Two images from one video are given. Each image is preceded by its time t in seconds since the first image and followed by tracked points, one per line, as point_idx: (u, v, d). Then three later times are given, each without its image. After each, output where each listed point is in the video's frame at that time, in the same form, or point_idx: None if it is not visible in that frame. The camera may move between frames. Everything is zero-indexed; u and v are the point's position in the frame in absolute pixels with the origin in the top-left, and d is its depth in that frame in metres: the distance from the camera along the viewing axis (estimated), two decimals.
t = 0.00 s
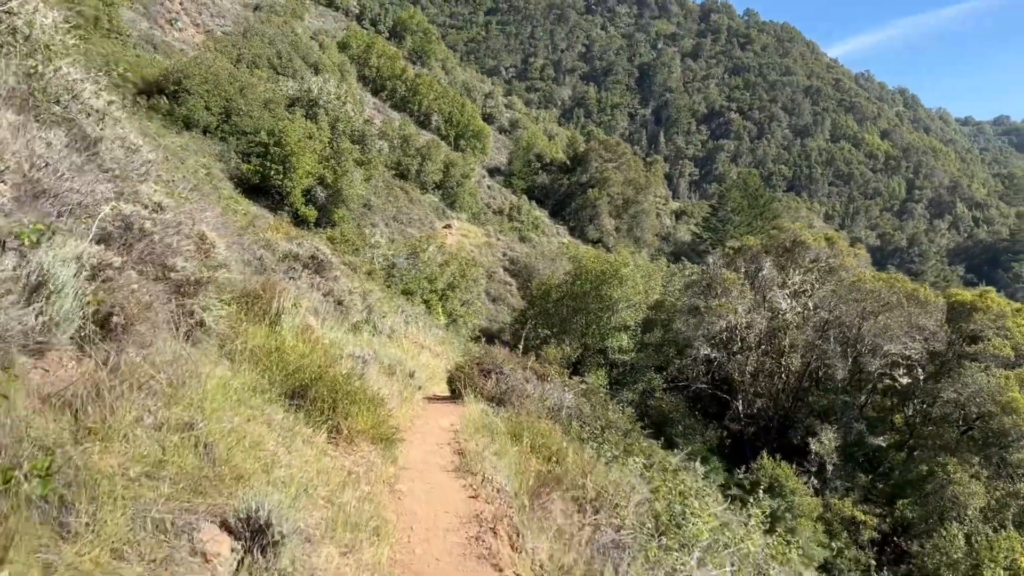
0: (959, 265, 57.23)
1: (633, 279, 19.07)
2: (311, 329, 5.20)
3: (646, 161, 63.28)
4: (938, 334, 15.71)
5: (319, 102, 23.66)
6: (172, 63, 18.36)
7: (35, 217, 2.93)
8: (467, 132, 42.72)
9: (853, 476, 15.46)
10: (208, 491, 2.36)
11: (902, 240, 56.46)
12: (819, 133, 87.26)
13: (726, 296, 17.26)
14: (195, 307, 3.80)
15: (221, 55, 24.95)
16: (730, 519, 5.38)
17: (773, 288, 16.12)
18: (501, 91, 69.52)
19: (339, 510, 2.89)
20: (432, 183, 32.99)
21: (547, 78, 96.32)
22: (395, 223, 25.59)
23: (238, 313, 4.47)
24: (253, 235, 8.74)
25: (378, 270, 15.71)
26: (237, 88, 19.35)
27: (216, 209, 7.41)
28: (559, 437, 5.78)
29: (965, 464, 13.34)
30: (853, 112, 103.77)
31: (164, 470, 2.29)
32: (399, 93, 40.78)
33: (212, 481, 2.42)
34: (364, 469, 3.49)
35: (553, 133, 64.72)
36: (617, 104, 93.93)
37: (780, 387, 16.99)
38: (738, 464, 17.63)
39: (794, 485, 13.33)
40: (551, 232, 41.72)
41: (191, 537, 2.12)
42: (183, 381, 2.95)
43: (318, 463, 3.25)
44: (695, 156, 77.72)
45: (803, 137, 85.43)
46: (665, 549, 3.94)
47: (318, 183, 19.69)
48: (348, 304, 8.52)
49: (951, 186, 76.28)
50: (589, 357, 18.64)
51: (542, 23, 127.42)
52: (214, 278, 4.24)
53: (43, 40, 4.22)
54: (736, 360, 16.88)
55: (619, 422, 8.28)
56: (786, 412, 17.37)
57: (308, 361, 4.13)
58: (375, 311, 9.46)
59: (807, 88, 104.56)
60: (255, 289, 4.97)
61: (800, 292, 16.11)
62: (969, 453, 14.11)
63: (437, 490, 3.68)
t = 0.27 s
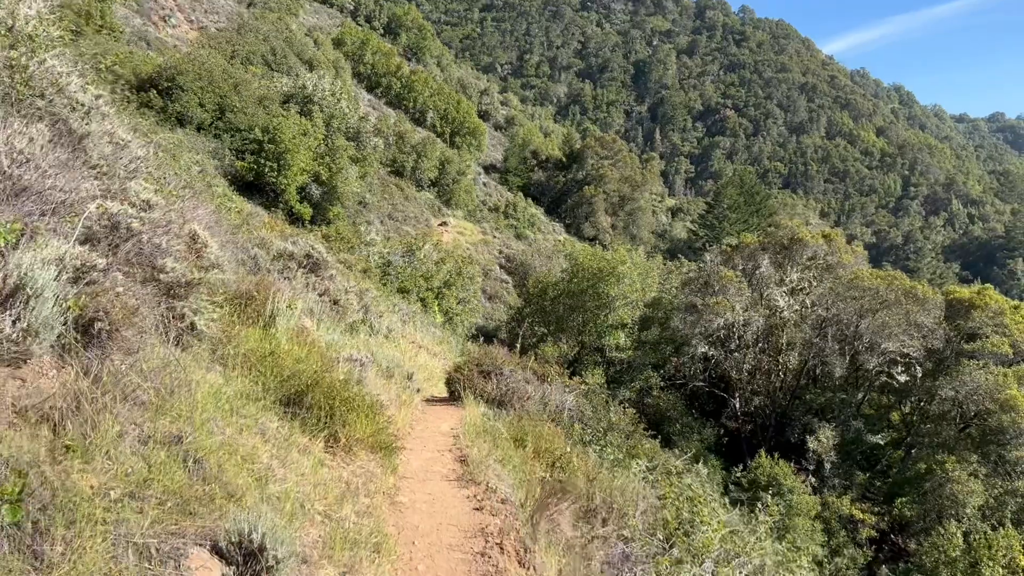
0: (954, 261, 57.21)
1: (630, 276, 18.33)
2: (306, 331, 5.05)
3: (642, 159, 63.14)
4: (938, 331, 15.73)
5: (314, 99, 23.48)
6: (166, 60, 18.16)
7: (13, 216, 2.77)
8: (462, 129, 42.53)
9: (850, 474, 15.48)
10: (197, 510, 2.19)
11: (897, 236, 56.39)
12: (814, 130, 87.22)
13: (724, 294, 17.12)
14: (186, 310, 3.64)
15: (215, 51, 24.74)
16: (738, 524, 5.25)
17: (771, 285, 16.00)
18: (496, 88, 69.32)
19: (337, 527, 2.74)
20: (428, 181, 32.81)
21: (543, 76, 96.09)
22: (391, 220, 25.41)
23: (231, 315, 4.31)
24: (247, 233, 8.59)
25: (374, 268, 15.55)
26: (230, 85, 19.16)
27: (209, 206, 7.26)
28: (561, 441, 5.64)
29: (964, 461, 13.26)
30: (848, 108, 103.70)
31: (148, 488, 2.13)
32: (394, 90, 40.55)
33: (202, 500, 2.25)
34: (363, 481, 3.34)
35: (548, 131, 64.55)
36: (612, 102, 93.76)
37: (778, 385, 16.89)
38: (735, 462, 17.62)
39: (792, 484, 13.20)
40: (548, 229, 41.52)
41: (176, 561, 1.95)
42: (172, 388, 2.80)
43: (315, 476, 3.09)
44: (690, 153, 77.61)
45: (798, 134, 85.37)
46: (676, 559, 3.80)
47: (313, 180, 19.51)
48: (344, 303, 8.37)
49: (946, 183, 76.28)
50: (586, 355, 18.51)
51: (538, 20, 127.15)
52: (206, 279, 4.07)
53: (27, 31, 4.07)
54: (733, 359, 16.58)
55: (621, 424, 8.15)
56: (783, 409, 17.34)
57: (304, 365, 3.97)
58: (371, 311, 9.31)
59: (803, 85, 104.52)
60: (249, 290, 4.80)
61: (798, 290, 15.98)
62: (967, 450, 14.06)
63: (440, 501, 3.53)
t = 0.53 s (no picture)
0: (951, 258, 57.21)
1: (629, 273, 18.19)
2: (302, 330, 4.89)
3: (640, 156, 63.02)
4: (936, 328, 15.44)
5: (311, 95, 23.31)
6: (162, 56, 17.98)
7: None
8: (460, 126, 42.36)
9: (849, 472, 15.40)
10: (180, 524, 2.04)
11: (895, 233, 56.38)
12: (812, 127, 87.12)
13: (724, 291, 16.98)
14: (175, 307, 3.48)
15: (211, 48, 24.55)
16: (744, 526, 5.13)
17: (770, 283, 15.87)
18: (493, 85, 69.12)
19: (332, 537, 2.59)
20: (425, 178, 32.65)
21: (541, 73, 95.87)
22: (389, 218, 25.26)
23: (223, 313, 4.15)
24: (242, 229, 8.43)
25: (372, 266, 15.41)
26: (227, 81, 18.99)
27: (202, 201, 7.11)
28: (564, 442, 5.50)
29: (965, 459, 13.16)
30: (846, 105, 103.57)
31: (127, 499, 1.97)
32: (392, 87, 40.35)
33: (186, 513, 2.09)
34: (359, 487, 3.19)
35: (546, 128, 64.38)
36: (610, 99, 93.60)
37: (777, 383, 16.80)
38: (734, 460, 17.52)
39: (793, 481, 13.05)
40: (546, 226, 41.38)
41: None
42: (157, 392, 2.65)
43: (310, 483, 2.94)
44: (688, 151, 77.47)
45: (796, 131, 85.29)
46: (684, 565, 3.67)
47: (310, 177, 19.34)
48: (341, 301, 8.25)
49: (944, 180, 76.25)
50: (585, 353, 18.39)
51: (535, 17, 126.81)
52: (196, 275, 3.89)
53: (11, 15, 3.87)
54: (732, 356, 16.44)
55: (624, 423, 8.02)
56: (782, 407, 17.26)
57: (298, 365, 3.82)
58: (368, 308, 9.17)
59: (800, 82, 104.41)
60: (242, 287, 4.64)
61: (798, 287, 15.85)
62: (966, 447, 14.02)
63: (440, 508, 3.39)
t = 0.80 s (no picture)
0: (949, 255, 57.10)
1: (627, 270, 18.15)
2: (292, 323, 4.71)
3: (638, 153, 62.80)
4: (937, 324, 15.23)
5: (308, 90, 23.08)
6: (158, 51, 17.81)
7: None
8: (458, 122, 42.15)
9: (848, 469, 15.27)
10: (144, 529, 1.86)
11: (893, 230, 56.25)
12: (811, 123, 86.95)
13: (723, 287, 16.81)
14: (154, 298, 3.31)
15: (208, 43, 24.34)
16: (748, 525, 4.96)
17: (770, 278, 15.71)
18: (492, 81, 68.85)
19: (317, 543, 2.41)
20: (423, 174, 32.43)
21: (539, 69, 95.60)
22: (386, 214, 25.04)
23: (208, 305, 3.98)
24: (234, 222, 8.25)
25: (369, 261, 15.22)
26: (223, 76, 18.80)
27: (192, 193, 6.93)
28: (562, 439, 5.34)
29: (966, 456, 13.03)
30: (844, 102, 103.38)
31: (85, 504, 1.80)
32: (389, 83, 40.10)
33: (151, 518, 1.91)
34: (348, 489, 3.01)
35: (544, 124, 64.17)
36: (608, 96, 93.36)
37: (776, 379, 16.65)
38: (733, 456, 17.36)
39: (792, 478, 12.90)
40: (544, 223, 41.16)
41: None
42: (128, 388, 2.47)
43: (295, 484, 2.77)
44: (686, 147, 77.27)
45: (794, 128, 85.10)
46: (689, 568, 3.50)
47: (307, 173, 19.11)
48: (336, 296, 8.07)
49: (942, 177, 76.11)
50: (583, 349, 18.22)
51: (534, 13, 126.43)
52: (178, 264, 3.71)
53: None
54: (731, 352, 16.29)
55: (624, 420, 7.87)
56: (781, 403, 17.10)
57: (285, 359, 3.65)
58: (364, 303, 9.00)
59: (799, 79, 104.22)
60: (228, 278, 4.47)
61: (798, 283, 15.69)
62: (967, 445, 13.86)
63: (433, 510, 3.22)
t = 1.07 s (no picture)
0: (946, 253, 56.97)
1: (626, 268, 17.99)
2: (281, 323, 4.53)
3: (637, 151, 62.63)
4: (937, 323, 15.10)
5: (305, 88, 22.85)
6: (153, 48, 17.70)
7: None
8: (456, 120, 41.95)
9: (848, 468, 15.12)
10: (106, 555, 1.68)
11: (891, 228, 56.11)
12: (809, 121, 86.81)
13: (722, 285, 16.65)
14: (133, 298, 3.13)
15: (204, 40, 24.15)
16: (754, 531, 4.79)
17: (769, 277, 15.55)
18: (490, 79, 68.62)
19: (303, 563, 2.24)
20: (421, 172, 32.22)
21: (537, 68, 95.37)
22: (383, 212, 24.83)
23: (192, 306, 3.80)
24: (227, 219, 8.07)
25: (366, 260, 15.03)
26: (219, 73, 18.64)
27: (182, 188, 6.73)
28: (563, 443, 5.16)
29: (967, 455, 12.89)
30: (842, 100, 103.20)
31: (39, 530, 1.62)
32: (387, 81, 39.88)
33: (114, 535, 1.74)
34: (339, 500, 2.84)
35: (542, 122, 63.97)
36: (606, 94, 93.16)
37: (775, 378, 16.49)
38: (733, 455, 17.20)
39: (792, 478, 12.73)
40: (542, 221, 40.96)
41: None
42: (99, 396, 2.29)
43: (280, 496, 2.59)
44: (684, 145, 77.09)
45: (792, 126, 84.97)
46: None
47: (304, 170, 18.88)
48: (331, 294, 7.90)
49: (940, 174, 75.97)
50: (581, 348, 18.06)
51: (532, 11, 126.13)
52: (160, 262, 3.53)
53: None
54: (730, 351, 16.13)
55: (626, 421, 7.71)
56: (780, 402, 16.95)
57: (273, 361, 3.47)
58: (360, 302, 8.82)
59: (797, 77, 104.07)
60: (216, 276, 4.28)
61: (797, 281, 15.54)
62: (966, 444, 13.71)
63: (428, 522, 3.05)
